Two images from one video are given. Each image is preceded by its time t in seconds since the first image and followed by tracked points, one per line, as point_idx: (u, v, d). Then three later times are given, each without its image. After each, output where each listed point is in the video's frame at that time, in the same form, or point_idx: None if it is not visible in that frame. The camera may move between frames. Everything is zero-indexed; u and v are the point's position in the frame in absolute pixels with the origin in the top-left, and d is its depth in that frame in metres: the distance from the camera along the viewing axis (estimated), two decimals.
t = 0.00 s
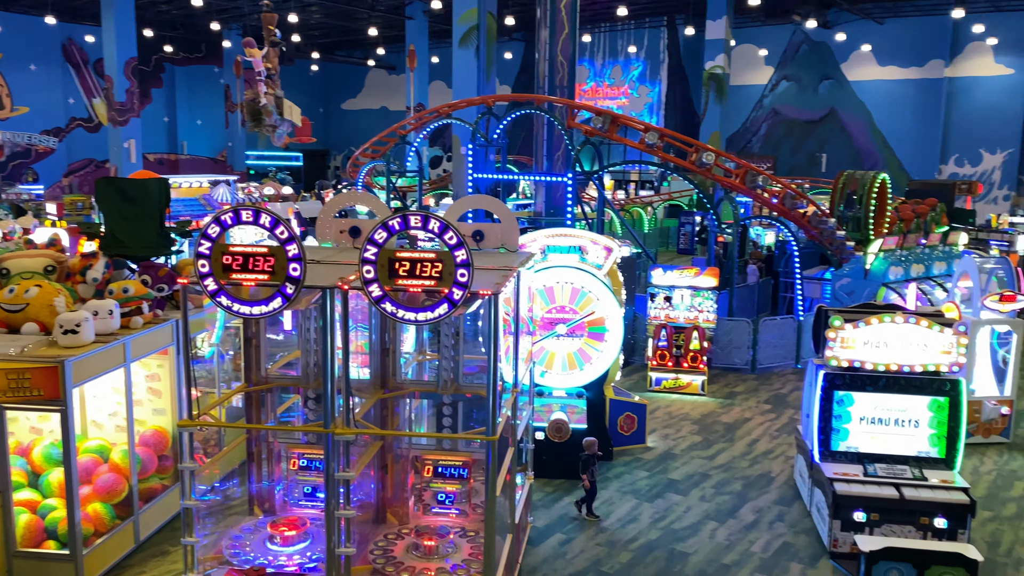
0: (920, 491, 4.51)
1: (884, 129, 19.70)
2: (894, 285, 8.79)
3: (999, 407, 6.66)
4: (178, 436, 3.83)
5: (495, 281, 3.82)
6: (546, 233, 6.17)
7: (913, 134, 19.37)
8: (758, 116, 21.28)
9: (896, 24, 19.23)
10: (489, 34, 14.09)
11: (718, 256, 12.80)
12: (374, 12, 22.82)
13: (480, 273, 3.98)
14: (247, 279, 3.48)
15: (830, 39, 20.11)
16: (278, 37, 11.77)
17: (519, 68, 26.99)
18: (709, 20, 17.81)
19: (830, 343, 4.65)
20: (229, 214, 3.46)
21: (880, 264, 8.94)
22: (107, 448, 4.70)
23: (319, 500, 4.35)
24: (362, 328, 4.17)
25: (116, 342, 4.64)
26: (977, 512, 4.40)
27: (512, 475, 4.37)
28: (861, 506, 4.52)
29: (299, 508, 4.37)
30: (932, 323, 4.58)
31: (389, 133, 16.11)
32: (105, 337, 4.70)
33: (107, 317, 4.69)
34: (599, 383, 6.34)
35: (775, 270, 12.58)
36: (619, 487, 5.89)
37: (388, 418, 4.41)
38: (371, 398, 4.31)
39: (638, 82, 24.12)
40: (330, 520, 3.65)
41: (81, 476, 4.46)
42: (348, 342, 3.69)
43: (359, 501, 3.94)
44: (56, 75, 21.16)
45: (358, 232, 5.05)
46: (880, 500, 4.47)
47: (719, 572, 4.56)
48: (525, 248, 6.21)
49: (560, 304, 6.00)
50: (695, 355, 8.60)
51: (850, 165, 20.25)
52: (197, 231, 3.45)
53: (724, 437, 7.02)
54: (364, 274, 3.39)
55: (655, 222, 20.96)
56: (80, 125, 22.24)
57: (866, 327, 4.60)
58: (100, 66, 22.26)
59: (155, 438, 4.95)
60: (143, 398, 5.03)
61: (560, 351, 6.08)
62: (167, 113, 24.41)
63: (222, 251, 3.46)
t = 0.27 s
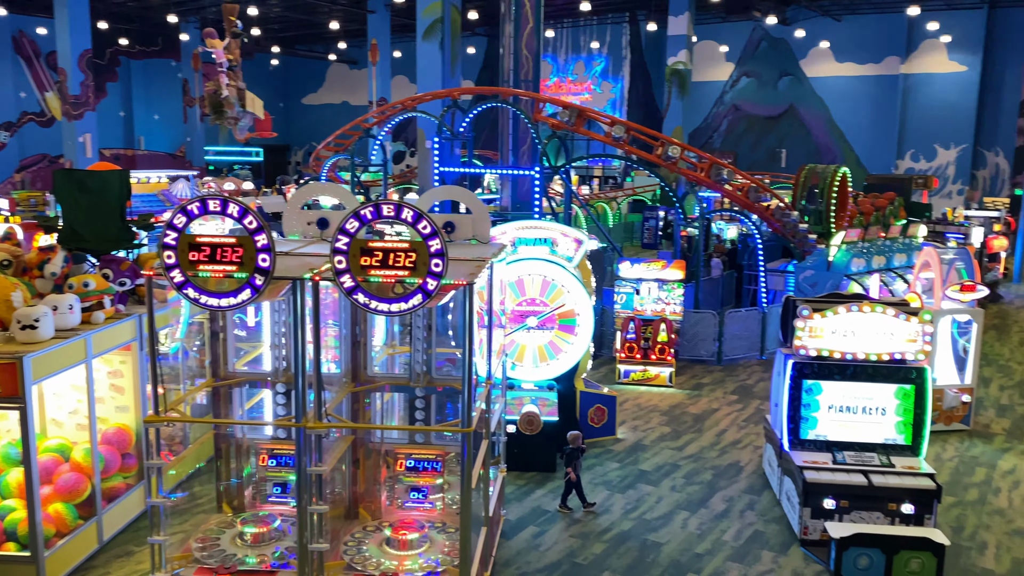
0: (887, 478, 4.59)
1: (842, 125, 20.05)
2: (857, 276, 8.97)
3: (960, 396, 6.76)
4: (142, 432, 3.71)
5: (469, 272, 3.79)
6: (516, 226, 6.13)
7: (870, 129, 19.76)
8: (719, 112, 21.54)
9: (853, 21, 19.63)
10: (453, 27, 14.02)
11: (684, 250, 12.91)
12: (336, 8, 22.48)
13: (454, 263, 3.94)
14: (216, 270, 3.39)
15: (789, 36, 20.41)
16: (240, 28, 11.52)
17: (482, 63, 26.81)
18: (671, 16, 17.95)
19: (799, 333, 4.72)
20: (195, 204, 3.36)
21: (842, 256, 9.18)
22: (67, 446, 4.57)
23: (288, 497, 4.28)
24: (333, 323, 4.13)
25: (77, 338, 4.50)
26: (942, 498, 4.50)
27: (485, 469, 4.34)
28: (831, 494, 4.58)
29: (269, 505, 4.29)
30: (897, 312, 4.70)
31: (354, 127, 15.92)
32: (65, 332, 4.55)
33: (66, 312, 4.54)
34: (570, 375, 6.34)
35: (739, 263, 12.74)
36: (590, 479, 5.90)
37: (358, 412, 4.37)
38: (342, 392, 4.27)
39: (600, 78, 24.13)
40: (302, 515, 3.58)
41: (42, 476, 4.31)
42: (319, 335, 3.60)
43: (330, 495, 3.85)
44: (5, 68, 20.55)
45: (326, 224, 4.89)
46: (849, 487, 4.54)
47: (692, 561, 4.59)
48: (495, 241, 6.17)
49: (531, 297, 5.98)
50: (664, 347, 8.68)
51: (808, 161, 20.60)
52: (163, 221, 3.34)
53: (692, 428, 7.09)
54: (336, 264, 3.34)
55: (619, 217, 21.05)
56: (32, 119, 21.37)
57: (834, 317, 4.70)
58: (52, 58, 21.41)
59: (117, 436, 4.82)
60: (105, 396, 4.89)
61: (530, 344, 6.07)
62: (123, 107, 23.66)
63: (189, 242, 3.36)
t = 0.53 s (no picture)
0: (856, 465, 4.66)
1: (802, 121, 20.36)
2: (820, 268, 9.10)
3: (923, 384, 6.89)
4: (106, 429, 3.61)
5: (444, 262, 3.74)
6: (485, 219, 6.12)
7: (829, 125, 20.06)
8: (682, 109, 21.74)
9: (813, 18, 19.88)
10: (418, 21, 13.92)
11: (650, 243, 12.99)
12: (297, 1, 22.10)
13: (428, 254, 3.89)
14: (183, 262, 3.30)
15: (750, 33, 20.67)
16: (200, 19, 11.25)
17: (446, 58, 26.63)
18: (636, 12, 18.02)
19: (769, 323, 4.80)
20: (161, 194, 3.27)
21: (805, 248, 9.29)
22: (27, 446, 4.47)
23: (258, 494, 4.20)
24: (303, 317, 4.03)
25: (37, 333, 4.36)
26: (910, 484, 4.58)
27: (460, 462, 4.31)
28: (802, 482, 4.63)
29: (238, 502, 4.20)
30: (864, 301, 4.82)
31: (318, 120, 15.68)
32: (24, 328, 4.42)
33: (24, 307, 4.41)
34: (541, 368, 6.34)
35: (703, 257, 12.88)
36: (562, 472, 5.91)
37: (329, 406, 4.31)
38: (314, 385, 4.19)
39: (564, 74, 24.18)
40: (274, 512, 3.50)
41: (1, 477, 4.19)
42: (290, 329, 3.51)
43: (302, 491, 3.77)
44: None
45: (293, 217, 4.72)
46: (819, 474, 4.61)
47: (666, 551, 4.62)
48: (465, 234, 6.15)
49: (502, 290, 5.97)
50: (632, 338, 8.75)
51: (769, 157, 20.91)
52: (129, 211, 3.24)
53: (662, 420, 7.13)
54: (307, 255, 3.28)
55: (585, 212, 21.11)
56: None
57: (802, 306, 4.79)
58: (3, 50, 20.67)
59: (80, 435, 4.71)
60: (65, 394, 4.76)
61: (502, 337, 6.06)
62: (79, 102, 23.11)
63: (155, 233, 3.27)
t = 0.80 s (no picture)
0: (827, 454, 4.72)
1: (764, 118, 20.63)
2: (786, 261, 9.38)
3: (888, 373, 7.01)
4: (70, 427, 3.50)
5: (419, 253, 3.70)
6: (457, 211, 6.02)
7: (791, 121, 20.38)
8: (646, 105, 21.88)
9: (774, 15, 20.12)
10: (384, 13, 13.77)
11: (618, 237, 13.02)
12: None
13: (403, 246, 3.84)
14: (150, 254, 3.20)
15: (713, 30, 20.86)
16: (160, 10, 10.95)
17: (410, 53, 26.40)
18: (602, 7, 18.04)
19: (740, 314, 4.83)
20: (127, 182, 3.17)
21: (772, 241, 9.46)
22: None
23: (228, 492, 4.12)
24: (274, 310, 3.96)
25: None
26: (879, 472, 4.65)
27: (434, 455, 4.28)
28: (773, 472, 4.69)
29: (208, 500, 4.11)
30: (833, 291, 4.88)
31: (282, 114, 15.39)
32: None
33: None
34: (512, 361, 6.33)
35: (671, 250, 12.97)
36: (535, 465, 5.91)
37: (300, 400, 4.24)
38: (285, 380, 4.12)
39: (529, 70, 24.12)
40: (246, 509, 3.42)
41: None
42: (262, 323, 3.43)
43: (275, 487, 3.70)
44: None
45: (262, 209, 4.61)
46: (790, 463, 4.67)
47: (641, 542, 4.63)
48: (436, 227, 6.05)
49: (473, 284, 5.95)
50: (602, 332, 8.79)
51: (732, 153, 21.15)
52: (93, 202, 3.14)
53: (633, 412, 7.17)
54: (279, 245, 3.21)
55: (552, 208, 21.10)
56: None
57: (773, 297, 4.83)
58: None
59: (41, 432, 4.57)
60: (25, 392, 4.62)
61: (473, 331, 6.03)
62: (32, 96, 22.29)
63: (121, 224, 3.18)
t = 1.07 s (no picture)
0: (800, 443, 4.78)
1: (729, 115, 20.85)
2: (754, 254, 9.38)
3: (856, 364, 7.13)
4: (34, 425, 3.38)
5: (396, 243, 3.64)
6: (429, 205, 5.96)
7: (755, 117, 20.62)
8: (613, 101, 21.95)
9: (738, 13, 20.32)
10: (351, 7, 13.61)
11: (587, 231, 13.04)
12: None
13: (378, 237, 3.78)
14: (118, 246, 3.11)
15: (678, 27, 21.02)
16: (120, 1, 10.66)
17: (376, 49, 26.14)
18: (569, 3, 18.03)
19: (713, 305, 4.86)
20: (92, 172, 3.07)
21: (740, 235, 9.50)
22: None
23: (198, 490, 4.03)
24: (246, 303, 3.89)
25: None
26: (851, 459, 4.73)
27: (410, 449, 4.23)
28: (747, 461, 4.73)
29: (177, 498, 4.02)
30: (804, 282, 4.94)
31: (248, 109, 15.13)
32: None
33: None
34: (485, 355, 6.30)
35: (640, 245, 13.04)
36: (509, 459, 5.90)
37: (271, 395, 4.17)
38: (256, 374, 4.04)
39: (496, 65, 24.01)
40: (219, 506, 3.34)
41: None
42: (234, 317, 3.35)
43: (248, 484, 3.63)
44: None
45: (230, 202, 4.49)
46: (764, 452, 4.72)
47: (616, 533, 4.64)
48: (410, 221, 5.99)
49: (446, 278, 5.90)
50: (574, 327, 8.80)
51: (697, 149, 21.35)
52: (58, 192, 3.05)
53: (605, 405, 7.19)
54: (251, 236, 3.14)
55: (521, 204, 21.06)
56: None
57: (745, 288, 4.86)
58: None
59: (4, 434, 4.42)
60: None
61: (446, 325, 5.98)
62: None
63: (87, 215, 3.08)
